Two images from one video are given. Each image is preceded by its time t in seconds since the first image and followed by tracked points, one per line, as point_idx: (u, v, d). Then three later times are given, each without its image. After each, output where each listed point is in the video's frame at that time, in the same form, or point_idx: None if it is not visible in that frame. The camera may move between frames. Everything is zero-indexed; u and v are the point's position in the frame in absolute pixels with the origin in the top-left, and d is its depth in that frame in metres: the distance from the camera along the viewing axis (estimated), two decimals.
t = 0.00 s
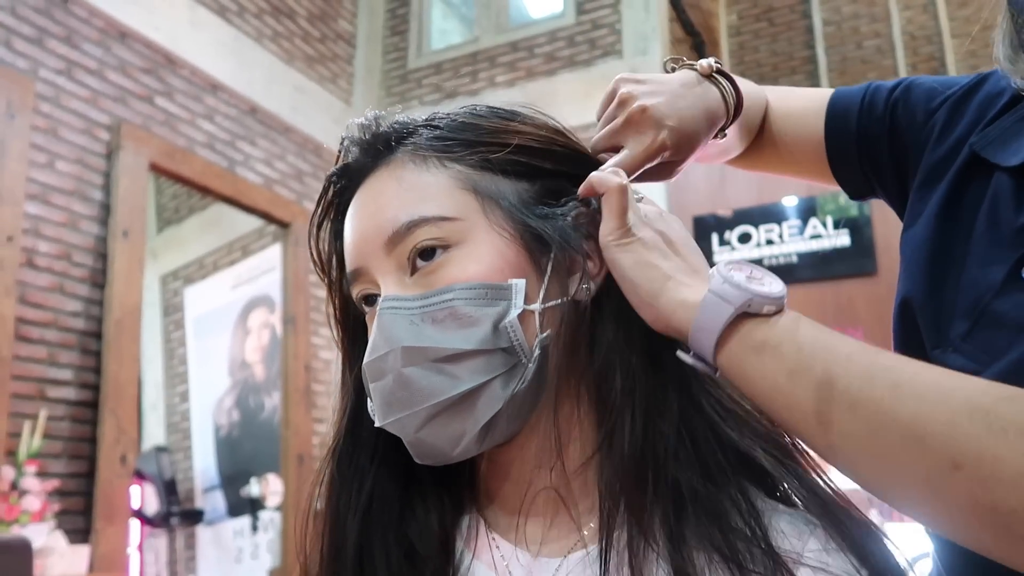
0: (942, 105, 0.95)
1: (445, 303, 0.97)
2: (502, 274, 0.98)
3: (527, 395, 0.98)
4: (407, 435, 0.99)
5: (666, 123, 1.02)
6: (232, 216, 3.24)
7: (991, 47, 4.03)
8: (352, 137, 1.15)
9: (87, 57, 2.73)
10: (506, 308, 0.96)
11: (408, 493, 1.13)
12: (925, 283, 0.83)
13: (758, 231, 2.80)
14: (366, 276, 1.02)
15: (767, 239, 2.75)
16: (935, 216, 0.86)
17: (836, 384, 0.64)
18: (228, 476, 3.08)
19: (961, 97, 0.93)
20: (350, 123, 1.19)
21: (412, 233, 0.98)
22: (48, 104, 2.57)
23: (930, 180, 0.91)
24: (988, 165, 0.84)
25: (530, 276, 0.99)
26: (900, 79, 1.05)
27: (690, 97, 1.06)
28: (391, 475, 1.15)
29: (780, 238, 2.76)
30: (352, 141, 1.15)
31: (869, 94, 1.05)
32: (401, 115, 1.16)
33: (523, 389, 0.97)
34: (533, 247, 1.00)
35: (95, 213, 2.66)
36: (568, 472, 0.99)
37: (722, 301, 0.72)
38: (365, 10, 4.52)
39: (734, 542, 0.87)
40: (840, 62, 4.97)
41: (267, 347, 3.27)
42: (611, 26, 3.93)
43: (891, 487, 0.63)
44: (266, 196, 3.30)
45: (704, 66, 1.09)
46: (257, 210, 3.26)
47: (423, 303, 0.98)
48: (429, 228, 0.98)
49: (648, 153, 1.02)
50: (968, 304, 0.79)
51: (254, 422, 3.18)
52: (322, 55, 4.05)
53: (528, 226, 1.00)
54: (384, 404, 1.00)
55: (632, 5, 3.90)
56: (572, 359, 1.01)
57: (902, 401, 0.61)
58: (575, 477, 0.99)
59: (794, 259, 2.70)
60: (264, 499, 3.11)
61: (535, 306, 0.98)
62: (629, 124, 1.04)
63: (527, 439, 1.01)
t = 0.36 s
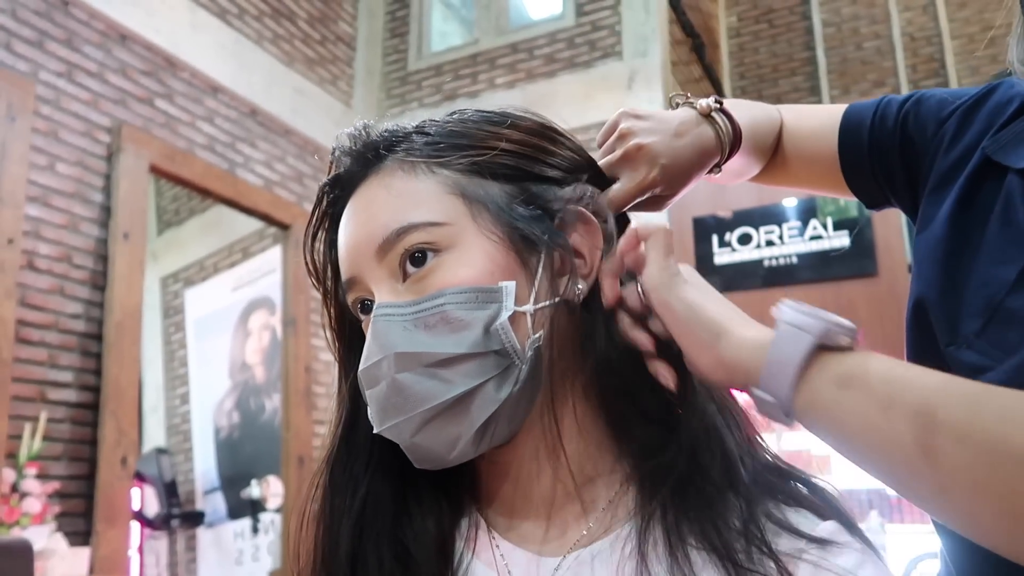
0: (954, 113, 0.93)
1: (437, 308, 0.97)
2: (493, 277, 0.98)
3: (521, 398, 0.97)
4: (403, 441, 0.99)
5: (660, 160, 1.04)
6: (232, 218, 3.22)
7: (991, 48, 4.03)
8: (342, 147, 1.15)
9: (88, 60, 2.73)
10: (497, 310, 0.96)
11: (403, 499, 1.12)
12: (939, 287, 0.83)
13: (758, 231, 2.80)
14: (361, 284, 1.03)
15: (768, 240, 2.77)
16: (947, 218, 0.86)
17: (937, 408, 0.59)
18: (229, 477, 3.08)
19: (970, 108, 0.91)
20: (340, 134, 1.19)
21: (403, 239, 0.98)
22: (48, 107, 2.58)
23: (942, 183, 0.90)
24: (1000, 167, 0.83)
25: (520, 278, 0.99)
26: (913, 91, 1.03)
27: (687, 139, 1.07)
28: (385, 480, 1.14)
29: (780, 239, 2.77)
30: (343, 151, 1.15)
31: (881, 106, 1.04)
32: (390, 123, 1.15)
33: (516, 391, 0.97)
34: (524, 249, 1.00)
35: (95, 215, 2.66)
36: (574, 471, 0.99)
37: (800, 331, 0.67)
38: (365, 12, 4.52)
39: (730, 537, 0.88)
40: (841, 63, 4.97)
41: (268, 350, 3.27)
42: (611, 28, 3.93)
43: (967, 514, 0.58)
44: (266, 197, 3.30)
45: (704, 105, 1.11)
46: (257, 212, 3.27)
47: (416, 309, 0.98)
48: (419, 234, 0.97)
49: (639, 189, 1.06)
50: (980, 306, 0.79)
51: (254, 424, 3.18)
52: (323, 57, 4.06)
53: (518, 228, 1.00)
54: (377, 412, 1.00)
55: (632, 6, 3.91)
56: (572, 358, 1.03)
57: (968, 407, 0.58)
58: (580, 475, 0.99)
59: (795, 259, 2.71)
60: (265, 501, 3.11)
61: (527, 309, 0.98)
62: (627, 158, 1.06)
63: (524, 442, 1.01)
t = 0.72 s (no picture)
0: (946, 137, 1.05)
1: (436, 312, 0.97)
2: (492, 282, 0.98)
3: (521, 402, 0.97)
4: (402, 445, 0.99)
5: (634, 191, 1.15)
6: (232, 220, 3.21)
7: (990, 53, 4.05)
8: (345, 148, 1.15)
9: (89, 62, 2.73)
10: (496, 316, 0.96)
11: (404, 502, 1.12)
12: (945, 297, 0.92)
13: (758, 235, 2.79)
14: (362, 287, 1.03)
15: (768, 244, 2.76)
16: (953, 232, 0.94)
17: None
18: (228, 480, 3.08)
19: (964, 131, 1.03)
20: (343, 135, 1.19)
21: (403, 243, 0.98)
22: (49, 109, 2.58)
23: (944, 200, 1.00)
24: (998, 182, 0.94)
25: (520, 281, 0.99)
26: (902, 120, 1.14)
27: (659, 174, 1.16)
28: (387, 482, 1.14)
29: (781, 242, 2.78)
30: (346, 153, 1.14)
31: (877, 135, 1.14)
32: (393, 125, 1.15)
33: (516, 396, 0.96)
34: (524, 254, 1.00)
35: (96, 217, 2.66)
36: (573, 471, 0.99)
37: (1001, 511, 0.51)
38: (365, 15, 4.53)
39: (720, 539, 0.88)
40: (841, 67, 4.98)
41: (268, 352, 3.25)
42: (611, 31, 3.94)
43: None
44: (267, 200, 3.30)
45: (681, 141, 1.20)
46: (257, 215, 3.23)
47: (415, 313, 0.98)
48: (419, 238, 0.97)
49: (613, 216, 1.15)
50: (986, 310, 0.87)
51: (254, 427, 3.16)
52: (324, 60, 4.06)
53: (517, 233, 0.99)
54: (377, 414, 1.01)
55: (633, 10, 3.91)
56: (577, 360, 1.01)
57: None
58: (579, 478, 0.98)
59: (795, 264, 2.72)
60: (264, 503, 3.08)
61: (526, 313, 0.98)
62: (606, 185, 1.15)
63: (526, 445, 1.00)
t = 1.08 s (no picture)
0: (921, 157, 1.14)
1: (434, 312, 0.97)
2: (491, 283, 0.97)
3: (520, 402, 0.97)
4: (399, 443, 0.99)
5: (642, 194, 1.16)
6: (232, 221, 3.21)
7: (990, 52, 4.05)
8: (349, 148, 1.15)
9: (89, 64, 2.74)
10: (495, 316, 0.96)
11: (406, 501, 1.12)
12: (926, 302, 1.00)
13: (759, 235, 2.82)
14: (364, 287, 1.03)
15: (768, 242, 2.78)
16: (929, 244, 1.03)
17: (929, 351, 0.67)
18: (229, 482, 3.07)
19: (934, 155, 1.13)
20: (349, 133, 1.19)
21: (404, 243, 0.98)
22: (49, 111, 2.58)
23: (921, 214, 1.08)
24: (970, 196, 1.02)
25: (521, 281, 0.98)
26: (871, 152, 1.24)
27: (666, 179, 1.20)
28: (391, 482, 1.14)
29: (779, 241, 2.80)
30: (351, 152, 1.14)
31: (853, 165, 1.23)
32: (398, 125, 1.15)
33: (513, 397, 0.96)
34: (525, 254, 0.99)
35: (96, 219, 2.67)
36: (571, 475, 0.98)
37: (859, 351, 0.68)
38: (365, 16, 4.53)
39: (719, 542, 0.87)
40: (841, 66, 4.98)
41: (268, 352, 3.29)
42: (611, 31, 3.94)
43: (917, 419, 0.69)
44: (267, 201, 3.30)
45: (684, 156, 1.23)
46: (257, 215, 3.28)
47: (414, 313, 0.98)
48: (420, 238, 0.97)
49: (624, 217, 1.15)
50: (963, 308, 0.96)
51: (255, 428, 3.19)
52: (324, 61, 4.06)
53: (517, 234, 0.98)
54: (378, 412, 1.01)
55: (633, 10, 3.91)
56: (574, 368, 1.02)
57: None
58: (576, 483, 0.98)
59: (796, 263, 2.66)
60: (265, 505, 3.14)
61: (525, 313, 0.97)
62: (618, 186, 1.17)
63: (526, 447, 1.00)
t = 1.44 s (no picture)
0: (887, 175, 1.15)
1: (428, 315, 0.96)
2: (483, 283, 0.97)
3: (516, 402, 0.96)
4: (398, 446, 1.00)
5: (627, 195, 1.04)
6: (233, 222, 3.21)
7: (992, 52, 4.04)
8: (342, 157, 1.15)
9: (91, 65, 2.74)
10: (488, 317, 0.95)
11: (406, 504, 1.12)
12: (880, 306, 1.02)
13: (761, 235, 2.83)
14: (360, 294, 1.03)
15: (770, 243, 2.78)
16: (890, 254, 1.05)
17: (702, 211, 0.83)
18: (231, 483, 3.08)
19: (902, 172, 1.14)
20: (341, 144, 1.19)
21: (396, 249, 0.97)
22: (51, 112, 2.58)
23: (887, 228, 1.10)
24: (929, 210, 1.05)
25: (514, 280, 0.98)
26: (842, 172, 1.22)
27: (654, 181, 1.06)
28: (390, 484, 1.14)
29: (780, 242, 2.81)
30: (344, 162, 1.14)
31: (825, 183, 1.20)
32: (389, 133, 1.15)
33: (509, 397, 0.95)
34: (517, 255, 0.98)
35: (98, 220, 2.67)
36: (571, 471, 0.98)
37: (738, 247, 0.80)
38: (366, 17, 4.53)
39: (721, 539, 0.88)
40: (842, 67, 4.97)
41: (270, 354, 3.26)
42: (612, 32, 3.94)
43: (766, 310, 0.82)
44: (267, 202, 3.30)
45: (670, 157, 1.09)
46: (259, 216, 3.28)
47: (409, 316, 0.98)
48: (411, 244, 0.97)
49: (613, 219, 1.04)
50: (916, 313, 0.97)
51: (257, 429, 3.17)
52: (325, 62, 4.07)
53: (509, 236, 0.98)
54: (376, 417, 1.01)
55: (634, 11, 3.91)
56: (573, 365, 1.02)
57: (806, 258, 0.79)
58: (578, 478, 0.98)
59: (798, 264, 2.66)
60: (268, 505, 3.09)
61: (518, 313, 0.97)
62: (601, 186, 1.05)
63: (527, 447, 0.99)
